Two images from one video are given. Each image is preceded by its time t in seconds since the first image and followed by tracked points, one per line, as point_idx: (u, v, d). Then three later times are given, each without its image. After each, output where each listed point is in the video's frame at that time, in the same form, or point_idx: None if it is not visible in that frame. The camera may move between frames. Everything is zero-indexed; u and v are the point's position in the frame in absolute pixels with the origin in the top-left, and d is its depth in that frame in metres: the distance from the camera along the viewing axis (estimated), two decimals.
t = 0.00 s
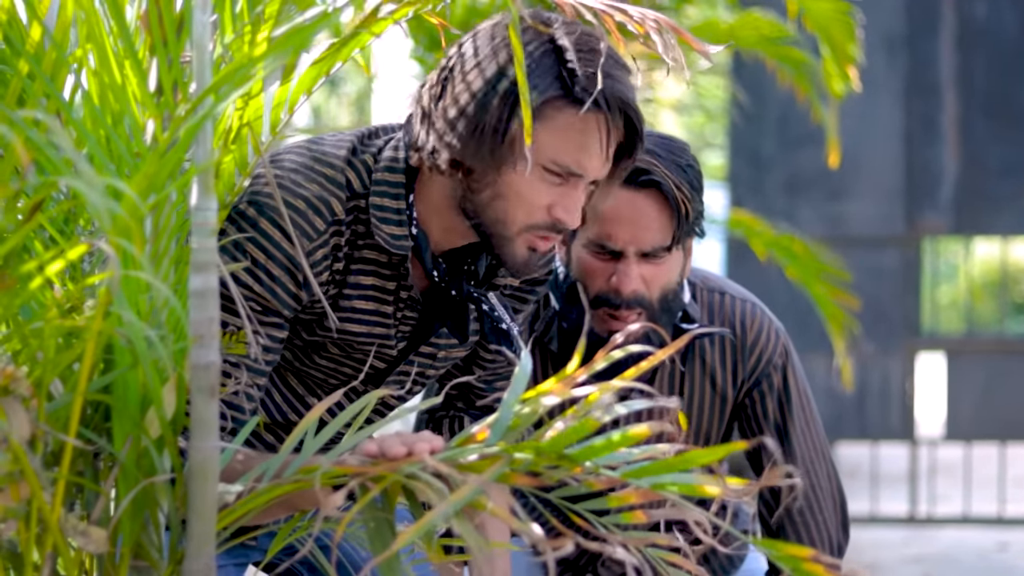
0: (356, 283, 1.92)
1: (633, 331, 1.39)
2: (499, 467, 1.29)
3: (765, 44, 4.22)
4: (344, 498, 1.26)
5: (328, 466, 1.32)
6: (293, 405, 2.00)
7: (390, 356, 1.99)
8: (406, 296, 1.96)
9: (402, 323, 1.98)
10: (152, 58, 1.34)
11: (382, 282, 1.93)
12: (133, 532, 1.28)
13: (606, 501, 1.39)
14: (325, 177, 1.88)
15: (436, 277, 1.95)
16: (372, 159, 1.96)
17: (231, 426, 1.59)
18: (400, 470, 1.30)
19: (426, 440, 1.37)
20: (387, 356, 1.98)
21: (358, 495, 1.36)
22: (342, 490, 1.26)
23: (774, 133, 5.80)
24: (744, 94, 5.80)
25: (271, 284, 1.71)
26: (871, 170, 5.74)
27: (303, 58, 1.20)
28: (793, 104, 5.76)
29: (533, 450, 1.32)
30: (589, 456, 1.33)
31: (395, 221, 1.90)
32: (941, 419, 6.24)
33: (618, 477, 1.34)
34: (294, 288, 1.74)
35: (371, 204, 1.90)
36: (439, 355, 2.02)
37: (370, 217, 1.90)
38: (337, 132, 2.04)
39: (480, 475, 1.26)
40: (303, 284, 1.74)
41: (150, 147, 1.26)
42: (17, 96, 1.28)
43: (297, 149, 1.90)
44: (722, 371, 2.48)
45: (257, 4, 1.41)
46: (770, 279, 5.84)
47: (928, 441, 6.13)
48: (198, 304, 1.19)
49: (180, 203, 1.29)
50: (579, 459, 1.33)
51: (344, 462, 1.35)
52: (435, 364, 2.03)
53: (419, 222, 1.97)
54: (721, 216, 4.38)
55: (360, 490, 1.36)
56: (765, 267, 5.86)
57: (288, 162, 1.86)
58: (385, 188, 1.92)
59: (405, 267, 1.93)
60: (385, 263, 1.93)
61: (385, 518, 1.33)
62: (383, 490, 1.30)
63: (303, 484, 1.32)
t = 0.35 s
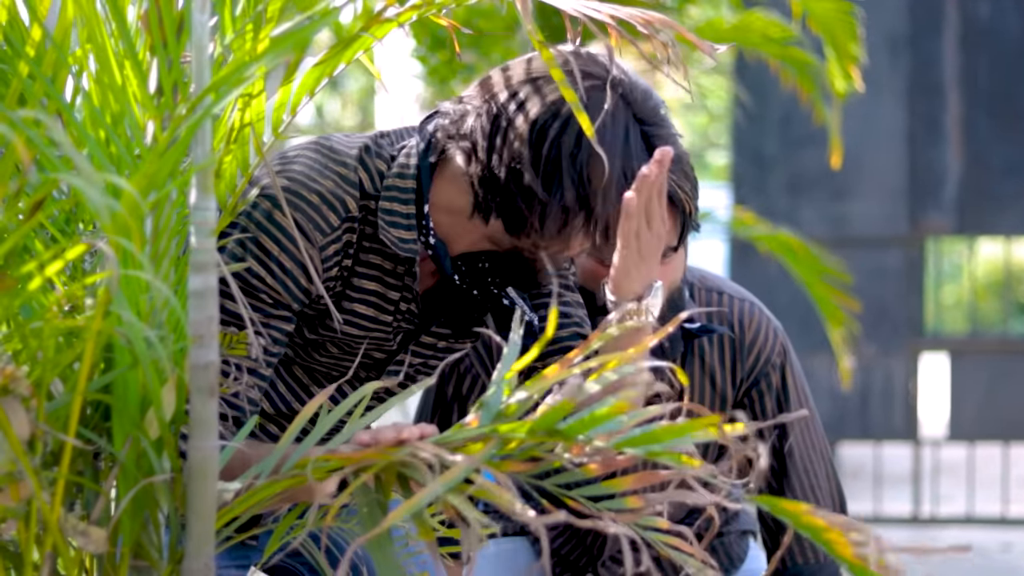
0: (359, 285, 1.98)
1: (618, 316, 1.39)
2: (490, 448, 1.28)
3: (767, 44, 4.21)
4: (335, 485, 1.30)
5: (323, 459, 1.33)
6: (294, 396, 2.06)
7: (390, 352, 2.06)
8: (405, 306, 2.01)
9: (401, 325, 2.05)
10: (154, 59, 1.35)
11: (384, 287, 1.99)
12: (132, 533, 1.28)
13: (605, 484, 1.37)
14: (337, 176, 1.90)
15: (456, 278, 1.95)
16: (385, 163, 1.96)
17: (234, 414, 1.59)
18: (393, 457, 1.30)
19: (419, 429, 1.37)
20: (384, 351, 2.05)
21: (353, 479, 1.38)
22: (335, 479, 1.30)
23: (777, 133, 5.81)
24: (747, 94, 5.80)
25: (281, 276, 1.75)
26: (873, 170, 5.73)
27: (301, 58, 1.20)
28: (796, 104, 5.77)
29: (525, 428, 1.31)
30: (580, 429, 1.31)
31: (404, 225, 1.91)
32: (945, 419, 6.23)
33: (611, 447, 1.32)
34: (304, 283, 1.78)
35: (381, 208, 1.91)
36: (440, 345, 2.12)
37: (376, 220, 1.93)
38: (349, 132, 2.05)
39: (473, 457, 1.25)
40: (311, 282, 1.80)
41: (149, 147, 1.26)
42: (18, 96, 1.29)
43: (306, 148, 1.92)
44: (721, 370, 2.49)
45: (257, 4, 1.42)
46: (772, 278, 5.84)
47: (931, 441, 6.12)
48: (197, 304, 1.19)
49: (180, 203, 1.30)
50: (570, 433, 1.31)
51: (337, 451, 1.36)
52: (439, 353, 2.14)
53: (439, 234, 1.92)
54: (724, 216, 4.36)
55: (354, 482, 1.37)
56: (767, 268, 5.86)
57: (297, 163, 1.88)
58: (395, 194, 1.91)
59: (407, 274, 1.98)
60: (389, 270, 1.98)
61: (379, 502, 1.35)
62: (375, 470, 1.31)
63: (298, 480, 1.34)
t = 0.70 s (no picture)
0: (360, 286, 1.97)
1: (614, 291, 1.37)
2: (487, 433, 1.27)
3: (769, 43, 4.21)
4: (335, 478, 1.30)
5: (320, 455, 1.33)
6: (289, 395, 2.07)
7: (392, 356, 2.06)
8: (410, 304, 2.01)
9: (404, 325, 2.05)
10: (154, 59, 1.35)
11: (386, 288, 1.98)
12: (132, 531, 1.29)
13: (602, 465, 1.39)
14: (329, 174, 1.89)
15: (449, 278, 2.00)
16: (380, 163, 1.96)
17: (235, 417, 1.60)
18: (390, 442, 1.31)
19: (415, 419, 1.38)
20: (387, 353, 2.05)
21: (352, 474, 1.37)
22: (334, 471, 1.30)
23: (781, 132, 5.83)
24: (750, 94, 5.81)
25: (276, 274, 1.76)
26: (875, 170, 5.75)
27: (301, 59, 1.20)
28: (800, 104, 5.79)
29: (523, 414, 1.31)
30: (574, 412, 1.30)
31: (400, 229, 1.91)
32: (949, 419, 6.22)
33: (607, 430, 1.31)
34: (297, 281, 1.79)
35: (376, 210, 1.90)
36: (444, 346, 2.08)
37: (373, 222, 1.93)
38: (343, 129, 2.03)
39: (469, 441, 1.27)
40: (305, 280, 1.80)
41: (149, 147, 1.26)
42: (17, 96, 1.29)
43: (297, 146, 1.92)
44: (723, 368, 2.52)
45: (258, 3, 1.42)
46: (775, 277, 5.84)
47: (935, 441, 6.11)
48: (197, 303, 1.19)
49: (181, 201, 1.30)
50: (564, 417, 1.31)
51: (336, 447, 1.35)
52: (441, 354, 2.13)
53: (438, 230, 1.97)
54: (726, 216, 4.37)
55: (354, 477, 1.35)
56: (770, 268, 5.86)
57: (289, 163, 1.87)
58: (393, 196, 1.91)
59: (408, 274, 1.97)
60: (390, 270, 1.97)
61: (381, 498, 1.33)
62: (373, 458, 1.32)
63: (297, 476, 1.33)
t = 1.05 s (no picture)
0: (353, 282, 1.97)
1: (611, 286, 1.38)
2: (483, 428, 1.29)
3: (772, 44, 4.18)
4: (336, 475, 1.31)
5: (320, 452, 1.34)
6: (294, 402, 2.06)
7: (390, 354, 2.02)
8: (404, 296, 2.00)
9: (401, 324, 2.02)
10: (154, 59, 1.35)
11: (379, 281, 1.97)
12: (133, 531, 1.29)
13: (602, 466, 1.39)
14: (317, 174, 1.90)
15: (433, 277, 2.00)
16: (367, 157, 1.98)
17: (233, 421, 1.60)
18: (390, 438, 1.32)
19: (412, 412, 1.38)
20: (385, 357, 2.02)
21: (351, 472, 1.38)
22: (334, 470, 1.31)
23: (785, 133, 5.80)
24: (754, 94, 5.79)
25: (265, 278, 1.77)
26: (880, 170, 5.74)
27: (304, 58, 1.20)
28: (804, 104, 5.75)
29: (521, 406, 1.33)
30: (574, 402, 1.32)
31: (389, 223, 1.94)
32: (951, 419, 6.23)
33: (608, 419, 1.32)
34: (288, 282, 1.79)
35: (365, 204, 1.94)
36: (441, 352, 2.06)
37: (364, 218, 1.94)
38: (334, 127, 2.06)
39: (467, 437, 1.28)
40: (297, 279, 1.80)
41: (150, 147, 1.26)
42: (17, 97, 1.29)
43: (288, 145, 1.94)
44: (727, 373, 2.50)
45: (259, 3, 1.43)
46: (779, 277, 5.83)
47: (938, 441, 6.11)
48: (199, 302, 1.20)
49: (182, 200, 1.30)
50: (566, 407, 1.32)
51: (336, 445, 1.35)
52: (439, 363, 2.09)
53: (416, 226, 2.02)
54: (731, 216, 4.37)
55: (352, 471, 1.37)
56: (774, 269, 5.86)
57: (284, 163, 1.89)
58: (379, 191, 1.95)
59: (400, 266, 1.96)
60: (381, 263, 1.97)
61: (381, 495, 1.33)
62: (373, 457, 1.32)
63: (297, 473, 1.35)
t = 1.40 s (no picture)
0: (346, 285, 1.98)
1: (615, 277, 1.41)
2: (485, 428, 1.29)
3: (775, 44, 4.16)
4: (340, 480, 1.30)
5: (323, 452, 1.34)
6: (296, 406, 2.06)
7: (388, 355, 2.03)
8: (398, 296, 2.00)
9: (398, 325, 2.02)
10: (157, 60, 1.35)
11: (371, 282, 1.98)
12: (136, 533, 1.29)
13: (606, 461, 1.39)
14: (313, 184, 1.92)
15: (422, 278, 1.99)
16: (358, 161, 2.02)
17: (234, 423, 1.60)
18: (393, 439, 1.30)
19: (415, 412, 1.37)
20: (382, 359, 2.04)
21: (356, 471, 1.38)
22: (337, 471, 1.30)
23: (788, 133, 5.79)
24: (757, 94, 5.78)
25: (260, 289, 1.77)
26: (883, 170, 5.72)
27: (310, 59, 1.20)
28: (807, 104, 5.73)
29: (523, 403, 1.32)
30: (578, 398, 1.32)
31: (382, 222, 1.96)
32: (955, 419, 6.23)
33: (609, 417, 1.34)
34: (284, 292, 1.79)
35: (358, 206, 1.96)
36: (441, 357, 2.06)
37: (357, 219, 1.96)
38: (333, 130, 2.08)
39: (465, 438, 1.27)
40: (294, 289, 1.80)
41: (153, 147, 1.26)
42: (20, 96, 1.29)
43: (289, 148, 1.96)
44: (731, 377, 2.50)
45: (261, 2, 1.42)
46: (783, 277, 5.83)
47: (942, 442, 6.11)
48: (201, 304, 1.19)
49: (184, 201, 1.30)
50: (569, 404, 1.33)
51: (338, 445, 1.35)
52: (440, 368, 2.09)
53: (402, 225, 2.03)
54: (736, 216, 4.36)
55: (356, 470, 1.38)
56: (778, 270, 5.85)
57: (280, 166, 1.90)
58: (371, 191, 1.98)
59: (392, 266, 1.97)
60: (373, 263, 1.97)
61: (385, 494, 1.34)
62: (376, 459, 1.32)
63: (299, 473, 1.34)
